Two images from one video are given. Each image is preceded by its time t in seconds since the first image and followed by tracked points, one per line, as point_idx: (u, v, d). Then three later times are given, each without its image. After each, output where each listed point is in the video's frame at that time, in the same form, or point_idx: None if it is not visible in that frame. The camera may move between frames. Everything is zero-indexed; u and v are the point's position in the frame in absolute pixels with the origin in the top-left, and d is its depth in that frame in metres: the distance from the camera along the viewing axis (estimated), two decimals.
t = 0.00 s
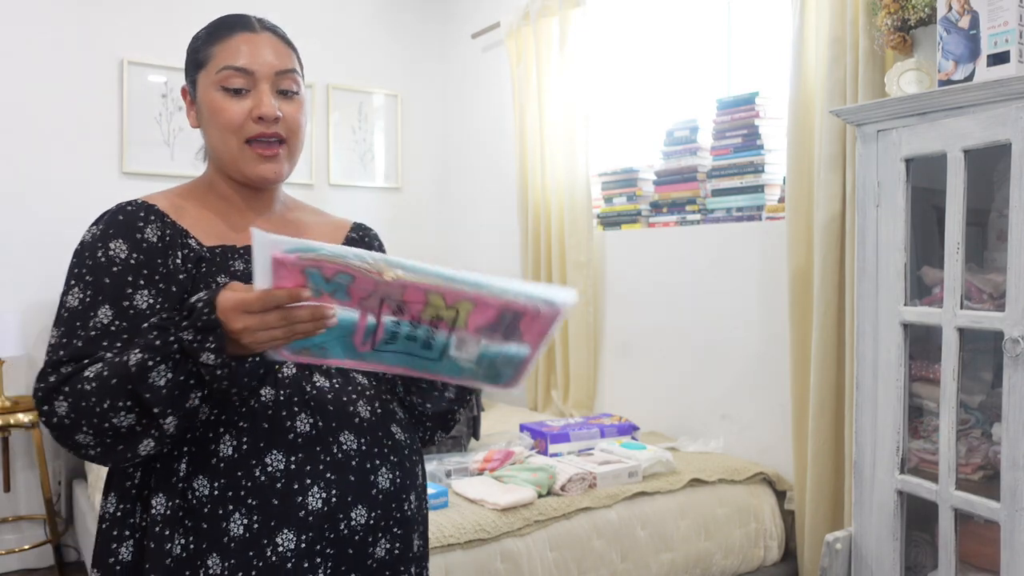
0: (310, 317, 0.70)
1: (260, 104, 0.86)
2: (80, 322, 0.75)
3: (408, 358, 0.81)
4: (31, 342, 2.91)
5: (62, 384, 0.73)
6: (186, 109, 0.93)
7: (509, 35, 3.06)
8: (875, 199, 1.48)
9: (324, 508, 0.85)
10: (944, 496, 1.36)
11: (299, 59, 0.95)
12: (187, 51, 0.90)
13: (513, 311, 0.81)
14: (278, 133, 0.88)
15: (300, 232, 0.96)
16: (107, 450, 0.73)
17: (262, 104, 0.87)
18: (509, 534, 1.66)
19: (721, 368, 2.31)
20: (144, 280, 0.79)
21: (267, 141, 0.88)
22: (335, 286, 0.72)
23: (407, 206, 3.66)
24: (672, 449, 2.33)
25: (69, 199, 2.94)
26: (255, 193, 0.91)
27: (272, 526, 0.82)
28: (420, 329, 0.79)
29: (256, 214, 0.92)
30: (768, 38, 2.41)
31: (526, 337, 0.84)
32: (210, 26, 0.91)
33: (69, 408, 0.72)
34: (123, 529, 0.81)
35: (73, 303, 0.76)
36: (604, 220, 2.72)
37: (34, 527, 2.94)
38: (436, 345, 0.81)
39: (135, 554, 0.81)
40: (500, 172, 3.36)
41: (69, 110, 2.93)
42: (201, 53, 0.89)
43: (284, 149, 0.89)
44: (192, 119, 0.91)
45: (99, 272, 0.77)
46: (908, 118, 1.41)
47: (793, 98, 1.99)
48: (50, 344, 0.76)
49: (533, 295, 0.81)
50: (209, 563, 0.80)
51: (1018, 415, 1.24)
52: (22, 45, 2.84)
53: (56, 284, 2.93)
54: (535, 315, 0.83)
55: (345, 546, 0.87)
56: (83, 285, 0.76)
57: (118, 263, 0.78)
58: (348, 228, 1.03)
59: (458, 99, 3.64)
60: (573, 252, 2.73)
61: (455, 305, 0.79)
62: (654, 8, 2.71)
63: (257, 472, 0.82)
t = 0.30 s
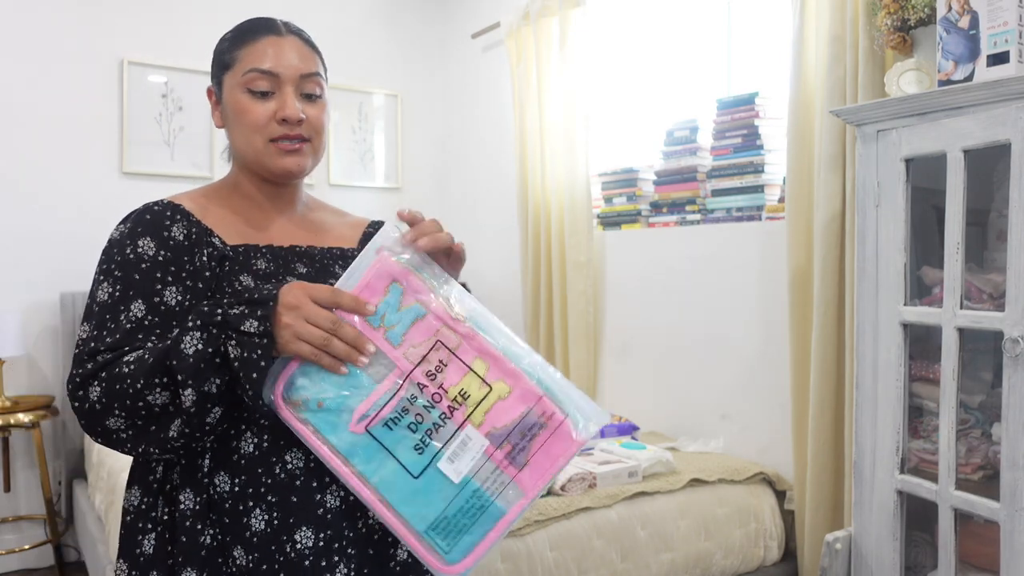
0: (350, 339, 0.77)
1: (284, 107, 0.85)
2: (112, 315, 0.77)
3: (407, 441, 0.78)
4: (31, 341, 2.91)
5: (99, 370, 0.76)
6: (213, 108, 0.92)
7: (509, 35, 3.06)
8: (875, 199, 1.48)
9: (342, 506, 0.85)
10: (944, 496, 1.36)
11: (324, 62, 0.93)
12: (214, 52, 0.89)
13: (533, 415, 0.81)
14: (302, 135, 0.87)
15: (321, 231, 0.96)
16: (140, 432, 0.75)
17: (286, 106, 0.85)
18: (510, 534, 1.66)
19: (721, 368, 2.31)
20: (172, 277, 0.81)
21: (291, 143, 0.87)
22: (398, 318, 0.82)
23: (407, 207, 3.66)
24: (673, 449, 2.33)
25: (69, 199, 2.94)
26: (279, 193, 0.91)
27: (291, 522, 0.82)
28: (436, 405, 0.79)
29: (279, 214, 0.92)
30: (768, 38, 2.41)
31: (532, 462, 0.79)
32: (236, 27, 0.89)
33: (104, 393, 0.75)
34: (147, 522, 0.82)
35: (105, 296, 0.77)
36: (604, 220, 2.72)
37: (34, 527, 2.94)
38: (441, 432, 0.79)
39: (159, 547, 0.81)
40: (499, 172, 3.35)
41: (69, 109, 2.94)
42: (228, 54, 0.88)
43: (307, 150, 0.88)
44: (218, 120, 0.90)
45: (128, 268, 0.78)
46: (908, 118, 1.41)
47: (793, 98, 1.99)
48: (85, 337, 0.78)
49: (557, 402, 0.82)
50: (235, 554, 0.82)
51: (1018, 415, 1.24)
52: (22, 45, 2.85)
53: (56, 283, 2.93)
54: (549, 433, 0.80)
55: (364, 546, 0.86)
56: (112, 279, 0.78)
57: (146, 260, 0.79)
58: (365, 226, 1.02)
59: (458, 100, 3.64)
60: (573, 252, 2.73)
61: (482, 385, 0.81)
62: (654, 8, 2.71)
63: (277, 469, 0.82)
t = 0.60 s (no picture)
0: (287, 352, 0.70)
1: (297, 107, 0.85)
2: (111, 317, 0.77)
3: (388, 417, 0.81)
4: (30, 342, 2.91)
5: (88, 376, 0.76)
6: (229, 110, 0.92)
7: (508, 35, 3.06)
8: (875, 199, 1.48)
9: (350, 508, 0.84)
10: (945, 496, 1.36)
11: (339, 64, 0.93)
12: (228, 54, 0.89)
13: (499, 434, 0.85)
14: (315, 135, 0.86)
15: (336, 232, 0.95)
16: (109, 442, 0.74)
17: (297, 107, 0.85)
18: (510, 534, 1.66)
19: (721, 368, 2.31)
20: (173, 279, 0.80)
21: (304, 143, 0.86)
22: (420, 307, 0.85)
23: (407, 207, 3.66)
24: (672, 449, 2.33)
25: (69, 198, 2.94)
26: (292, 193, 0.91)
27: (299, 524, 0.82)
28: (425, 395, 0.82)
29: (292, 215, 0.92)
30: (768, 38, 2.41)
31: (484, 471, 0.84)
32: (251, 30, 0.90)
33: (87, 398, 0.75)
34: (157, 521, 0.82)
35: (108, 297, 0.78)
36: (604, 220, 2.72)
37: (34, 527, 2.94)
38: (420, 418, 0.82)
39: (170, 546, 0.81)
40: (500, 172, 3.35)
41: (69, 109, 2.93)
42: (241, 56, 0.88)
43: (321, 150, 0.87)
44: (233, 121, 0.90)
45: (134, 269, 0.78)
46: (908, 118, 1.41)
47: (793, 98, 1.99)
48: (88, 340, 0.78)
49: (523, 430, 0.87)
50: (245, 553, 0.82)
51: (1018, 415, 1.24)
52: (22, 45, 2.85)
53: (55, 283, 2.92)
54: (507, 454, 0.86)
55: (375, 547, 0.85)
56: (116, 280, 0.78)
57: (152, 260, 0.79)
58: (380, 229, 1.01)
59: (458, 99, 3.64)
60: (574, 252, 2.73)
61: (471, 393, 0.85)
62: (654, 8, 2.71)
63: (285, 470, 0.82)
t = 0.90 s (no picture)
0: (305, 295, 0.70)
1: (297, 107, 0.84)
2: (129, 319, 0.77)
3: (357, 421, 0.77)
4: (30, 341, 2.91)
5: (113, 378, 0.75)
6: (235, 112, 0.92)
7: (508, 35, 3.06)
8: (875, 199, 1.48)
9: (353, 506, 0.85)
10: (944, 496, 1.36)
11: (343, 65, 0.92)
12: (233, 56, 0.90)
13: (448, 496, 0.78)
14: (316, 135, 0.86)
15: (341, 232, 0.95)
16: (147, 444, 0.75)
17: (298, 107, 0.85)
18: (510, 534, 1.66)
19: (721, 368, 2.31)
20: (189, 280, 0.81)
21: (305, 143, 0.86)
22: (447, 333, 0.80)
23: (407, 207, 3.66)
24: (672, 449, 2.33)
25: (69, 198, 2.94)
26: (296, 193, 0.91)
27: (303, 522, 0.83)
28: (401, 416, 0.77)
29: (297, 214, 0.92)
30: (768, 38, 2.41)
31: (415, 522, 0.77)
32: (254, 32, 0.90)
33: (116, 400, 0.74)
34: (163, 520, 0.81)
35: (123, 299, 0.77)
36: (604, 220, 2.72)
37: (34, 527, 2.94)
38: (386, 437, 0.77)
39: (176, 545, 0.81)
40: (500, 173, 3.35)
41: (68, 109, 2.93)
42: (244, 58, 0.88)
43: (323, 150, 0.87)
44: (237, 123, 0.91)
45: (148, 271, 0.78)
46: (908, 118, 1.41)
47: (793, 97, 1.98)
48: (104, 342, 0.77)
49: (479, 508, 0.79)
50: (249, 553, 0.82)
51: (1018, 415, 1.24)
52: (21, 44, 2.85)
53: (55, 283, 2.92)
54: (451, 522, 0.78)
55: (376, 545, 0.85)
56: (132, 282, 0.78)
57: (165, 261, 0.80)
58: (387, 231, 1.01)
59: (457, 99, 3.64)
60: (574, 252, 2.73)
61: (447, 438, 0.78)
62: (655, 8, 2.71)
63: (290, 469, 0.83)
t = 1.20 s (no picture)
0: (316, 290, 0.74)
1: (303, 108, 0.84)
2: (132, 317, 0.77)
3: (294, 428, 0.72)
4: (30, 342, 2.91)
5: (118, 374, 0.75)
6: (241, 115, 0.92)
7: (508, 35, 3.06)
8: (875, 199, 1.48)
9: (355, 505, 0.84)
10: (944, 496, 1.36)
11: (348, 67, 0.92)
12: (240, 57, 0.90)
13: (339, 539, 0.70)
14: (321, 136, 0.85)
15: (344, 234, 0.95)
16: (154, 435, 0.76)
17: (303, 107, 0.84)
18: (510, 534, 1.66)
19: (720, 369, 2.31)
20: (193, 278, 0.80)
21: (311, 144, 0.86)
22: (408, 392, 0.77)
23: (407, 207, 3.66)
24: (672, 449, 2.33)
25: (68, 198, 2.94)
26: (300, 194, 0.91)
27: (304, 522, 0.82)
28: (333, 443, 0.73)
29: (301, 215, 0.92)
30: (768, 39, 2.41)
31: (293, 553, 0.69)
32: (262, 33, 0.90)
33: (121, 394, 0.75)
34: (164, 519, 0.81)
35: (126, 296, 0.78)
36: (604, 220, 2.72)
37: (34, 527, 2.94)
38: (312, 457, 0.72)
39: (177, 544, 0.81)
40: (500, 173, 3.35)
41: (68, 109, 2.93)
42: (252, 59, 0.88)
43: (327, 152, 0.87)
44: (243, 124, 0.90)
45: (151, 269, 0.78)
46: (908, 118, 1.41)
47: (793, 97, 1.98)
48: (106, 338, 0.78)
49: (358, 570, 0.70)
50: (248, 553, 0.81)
51: (1018, 415, 1.24)
52: (21, 44, 2.85)
53: (55, 283, 2.92)
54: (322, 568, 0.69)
55: (380, 547, 0.84)
56: (135, 280, 0.78)
57: (168, 259, 0.79)
58: (389, 232, 1.01)
59: (457, 99, 3.64)
60: (574, 252, 2.73)
61: (365, 484, 0.72)
62: (654, 8, 2.71)
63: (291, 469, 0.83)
